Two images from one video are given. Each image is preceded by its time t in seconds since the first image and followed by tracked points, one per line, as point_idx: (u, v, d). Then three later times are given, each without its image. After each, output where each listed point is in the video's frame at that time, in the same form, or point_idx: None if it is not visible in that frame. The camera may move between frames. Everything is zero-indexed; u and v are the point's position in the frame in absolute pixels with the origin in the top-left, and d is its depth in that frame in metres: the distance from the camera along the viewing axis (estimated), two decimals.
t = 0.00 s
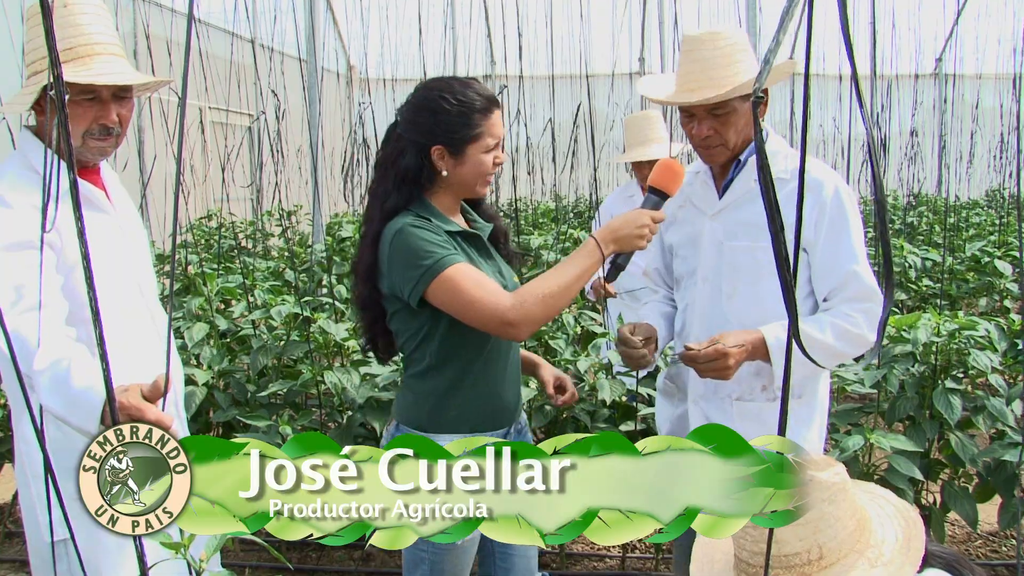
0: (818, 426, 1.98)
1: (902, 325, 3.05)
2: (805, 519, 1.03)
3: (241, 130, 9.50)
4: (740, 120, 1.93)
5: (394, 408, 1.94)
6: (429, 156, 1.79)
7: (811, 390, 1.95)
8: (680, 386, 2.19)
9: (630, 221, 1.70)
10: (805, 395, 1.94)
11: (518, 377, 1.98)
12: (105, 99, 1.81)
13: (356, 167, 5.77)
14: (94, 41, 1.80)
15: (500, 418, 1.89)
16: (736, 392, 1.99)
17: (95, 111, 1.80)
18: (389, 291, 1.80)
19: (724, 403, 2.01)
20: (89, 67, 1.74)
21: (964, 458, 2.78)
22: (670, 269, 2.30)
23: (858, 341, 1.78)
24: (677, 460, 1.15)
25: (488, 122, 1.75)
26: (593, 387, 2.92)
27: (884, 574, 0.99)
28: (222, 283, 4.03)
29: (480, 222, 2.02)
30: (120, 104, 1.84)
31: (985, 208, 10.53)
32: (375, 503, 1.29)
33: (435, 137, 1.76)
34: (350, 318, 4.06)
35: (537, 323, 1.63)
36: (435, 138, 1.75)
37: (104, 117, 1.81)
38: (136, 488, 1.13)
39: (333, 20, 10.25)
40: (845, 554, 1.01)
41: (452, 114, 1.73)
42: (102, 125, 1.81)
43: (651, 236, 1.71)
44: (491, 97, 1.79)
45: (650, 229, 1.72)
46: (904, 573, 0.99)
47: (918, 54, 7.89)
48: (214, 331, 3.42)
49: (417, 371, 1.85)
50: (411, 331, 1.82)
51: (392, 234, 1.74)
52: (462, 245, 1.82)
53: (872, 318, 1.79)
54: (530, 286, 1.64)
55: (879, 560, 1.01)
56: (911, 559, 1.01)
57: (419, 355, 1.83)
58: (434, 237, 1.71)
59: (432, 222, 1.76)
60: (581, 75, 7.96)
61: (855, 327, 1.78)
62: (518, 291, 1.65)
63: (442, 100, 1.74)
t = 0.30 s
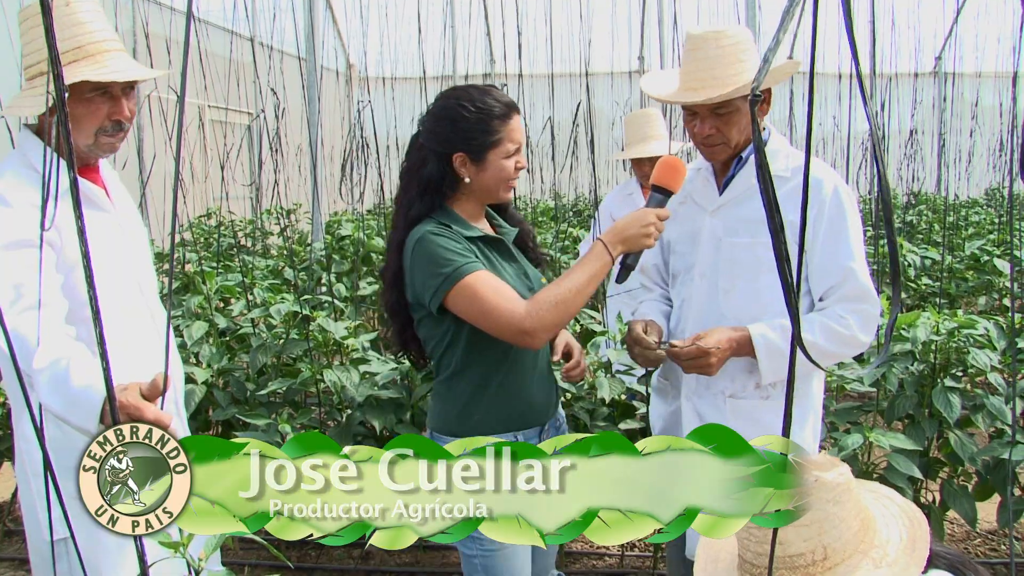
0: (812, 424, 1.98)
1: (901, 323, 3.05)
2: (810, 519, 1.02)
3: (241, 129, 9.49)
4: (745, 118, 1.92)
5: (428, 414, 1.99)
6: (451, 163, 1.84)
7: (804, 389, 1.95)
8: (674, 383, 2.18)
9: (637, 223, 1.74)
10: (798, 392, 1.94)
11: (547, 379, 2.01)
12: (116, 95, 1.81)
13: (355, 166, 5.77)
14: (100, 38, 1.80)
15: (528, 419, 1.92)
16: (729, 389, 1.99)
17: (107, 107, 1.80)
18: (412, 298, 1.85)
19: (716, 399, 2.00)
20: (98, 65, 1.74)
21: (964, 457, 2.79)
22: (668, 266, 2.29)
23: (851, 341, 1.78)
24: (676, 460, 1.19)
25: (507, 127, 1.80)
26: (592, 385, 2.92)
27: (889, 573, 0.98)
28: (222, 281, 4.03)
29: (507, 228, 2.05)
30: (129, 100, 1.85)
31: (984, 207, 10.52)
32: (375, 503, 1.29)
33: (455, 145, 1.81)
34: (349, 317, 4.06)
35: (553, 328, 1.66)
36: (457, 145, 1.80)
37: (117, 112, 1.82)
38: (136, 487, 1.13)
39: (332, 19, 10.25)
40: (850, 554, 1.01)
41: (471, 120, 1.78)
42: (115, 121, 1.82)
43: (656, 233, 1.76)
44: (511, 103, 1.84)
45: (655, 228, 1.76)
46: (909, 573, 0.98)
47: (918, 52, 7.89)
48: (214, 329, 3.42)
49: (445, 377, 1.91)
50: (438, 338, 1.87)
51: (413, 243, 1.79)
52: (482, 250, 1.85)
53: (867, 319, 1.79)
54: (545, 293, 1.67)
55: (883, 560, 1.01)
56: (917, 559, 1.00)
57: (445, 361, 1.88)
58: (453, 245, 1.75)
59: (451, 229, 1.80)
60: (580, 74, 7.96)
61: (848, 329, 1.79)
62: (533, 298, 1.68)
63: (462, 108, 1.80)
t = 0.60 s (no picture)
0: (810, 422, 1.98)
1: (900, 318, 3.05)
2: (811, 521, 1.02)
3: (239, 124, 9.49)
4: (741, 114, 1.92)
5: (432, 406, 1.98)
6: (455, 154, 1.84)
7: (802, 386, 1.95)
8: (671, 378, 2.18)
9: (642, 218, 1.74)
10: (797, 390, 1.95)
11: (551, 374, 2.01)
12: (114, 90, 1.81)
13: (354, 161, 5.77)
14: (99, 32, 1.80)
15: (534, 414, 1.93)
16: (728, 384, 1.99)
17: (105, 102, 1.80)
18: (415, 287, 1.85)
19: (715, 396, 2.01)
20: (99, 60, 1.74)
21: (962, 452, 2.80)
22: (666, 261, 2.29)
23: (853, 337, 1.78)
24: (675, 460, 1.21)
25: (511, 119, 1.81)
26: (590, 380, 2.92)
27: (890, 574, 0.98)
28: (220, 276, 4.04)
29: (512, 220, 2.06)
30: (129, 95, 1.84)
31: (982, 202, 10.55)
32: (375, 503, 1.29)
33: (459, 136, 1.82)
34: (348, 311, 4.07)
35: (554, 320, 1.67)
36: (462, 135, 1.81)
37: (115, 107, 1.82)
38: (136, 488, 1.15)
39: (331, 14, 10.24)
40: (850, 556, 1.00)
41: (475, 111, 1.79)
42: (114, 115, 1.82)
43: (662, 230, 1.75)
44: (515, 96, 1.85)
45: (662, 224, 1.76)
46: (909, 574, 0.97)
47: (917, 47, 7.88)
48: (213, 324, 3.42)
49: (450, 370, 1.91)
50: (441, 329, 1.87)
51: (416, 232, 1.80)
52: (487, 241, 1.85)
53: (867, 316, 1.79)
54: (546, 285, 1.68)
55: (885, 561, 1.00)
56: (918, 559, 0.99)
57: (449, 352, 1.89)
58: (456, 235, 1.75)
59: (455, 219, 1.80)
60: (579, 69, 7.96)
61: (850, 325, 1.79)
62: (535, 290, 1.69)
63: (465, 99, 1.81)
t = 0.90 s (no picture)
0: (808, 416, 1.98)
1: (897, 312, 3.05)
2: (810, 520, 1.03)
3: (236, 117, 9.46)
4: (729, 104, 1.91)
5: (432, 398, 1.98)
6: (458, 147, 1.84)
7: (800, 380, 1.95)
8: (671, 371, 2.18)
9: (641, 214, 1.73)
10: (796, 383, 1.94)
11: (552, 368, 2.00)
12: (118, 82, 1.80)
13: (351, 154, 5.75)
14: (100, 25, 1.79)
15: (533, 408, 1.93)
16: (727, 377, 1.98)
17: (109, 94, 1.79)
18: (416, 278, 1.85)
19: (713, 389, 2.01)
20: (104, 52, 1.73)
21: (958, 445, 2.81)
22: (666, 254, 2.28)
23: (857, 328, 1.78)
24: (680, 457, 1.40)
25: (514, 111, 1.80)
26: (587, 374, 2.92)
27: (888, 572, 1.03)
28: (218, 269, 4.03)
29: (513, 213, 2.05)
30: (130, 88, 1.84)
31: (980, 197, 10.54)
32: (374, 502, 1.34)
33: (462, 128, 1.81)
34: (346, 305, 4.06)
35: (554, 316, 1.67)
36: (465, 128, 1.81)
37: (119, 100, 1.82)
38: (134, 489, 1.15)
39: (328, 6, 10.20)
40: (849, 552, 1.04)
41: (479, 103, 1.79)
42: (117, 108, 1.82)
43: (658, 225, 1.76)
44: (518, 88, 1.85)
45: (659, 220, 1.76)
46: (907, 570, 1.03)
47: (916, 41, 7.86)
48: (210, 317, 3.42)
49: (451, 362, 1.91)
50: (442, 320, 1.87)
51: (418, 224, 1.79)
52: (489, 234, 1.84)
53: (870, 305, 1.79)
54: (547, 281, 1.67)
55: (881, 557, 1.05)
56: (914, 556, 1.05)
57: (450, 344, 1.89)
58: (459, 228, 1.75)
59: (458, 212, 1.80)
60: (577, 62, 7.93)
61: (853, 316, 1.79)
62: (536, 285, 1.68)
63: (470, 91, 1.81)
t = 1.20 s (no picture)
0: (807, 411, 1.98)
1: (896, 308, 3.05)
2: (807, 515, 1.05)
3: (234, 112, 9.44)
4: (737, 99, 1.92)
5: (432, 393, 1.98)
6: (462, 143, 1.83)
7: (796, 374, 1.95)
8: (671, 365, 2.18)
9: (640, 211, 1.73)
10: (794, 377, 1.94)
11: (552, 364, 2.01)
12: (119, 78, 1.80)
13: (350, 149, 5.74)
14: (98, 20, 1.78)
15: (534, 404, 1.93)
16: (725, 371, 1.99)
17: (110, 90, 1.79)
18: (418, 274, 1.85)
19: (712, 383, 2.01)
20: (104, 49, 1.73)
21: (956, 441, 2.82)
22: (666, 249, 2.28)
23: (853, 322, 1.78)
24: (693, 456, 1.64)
25: (518, 107, 1.80)
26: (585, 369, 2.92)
27: (881, 566, 1.03)
28: (216, 264, 4.02)
29: (514, 209, 2.05)
30: (130, 83, 1.83)
31: (978, 192, 10.54)
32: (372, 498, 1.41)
33: (467, 124, 1.81)
34: (344, 300, 4.05)
35: (554, 314, 1.67)
36: (470, 123, 1.80)
37: (119, 95, 1.81)
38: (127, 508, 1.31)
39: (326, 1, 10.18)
40: (843, 546, 1.06)
41: (483, 99, 1.79)
42: (118, 103, 1.82)
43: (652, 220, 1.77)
44: (522, 85, 1.85)
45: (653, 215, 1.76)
46: (899, 564, 1.02)
47: (915, 36, 7.84)
48: (208, 312, 3.41)
49: (452, 357, 1.91)
50: (443, 316, 1.87)
51: (421, 220, 1.79)
52: (491, 231, 1.84)
53: (866, 302, 1.79)
54: (548, 278, 1.67)
55: (876, 551, 1.05)
56: (908, 549, 1.02)
57: (451, 340, 1.89)
58: (461, 225, 1.75)
59: (460, 208, 1.79)
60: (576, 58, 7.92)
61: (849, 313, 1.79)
62: (536, 283, 1.68)
63: (474, 86, 1.80)
